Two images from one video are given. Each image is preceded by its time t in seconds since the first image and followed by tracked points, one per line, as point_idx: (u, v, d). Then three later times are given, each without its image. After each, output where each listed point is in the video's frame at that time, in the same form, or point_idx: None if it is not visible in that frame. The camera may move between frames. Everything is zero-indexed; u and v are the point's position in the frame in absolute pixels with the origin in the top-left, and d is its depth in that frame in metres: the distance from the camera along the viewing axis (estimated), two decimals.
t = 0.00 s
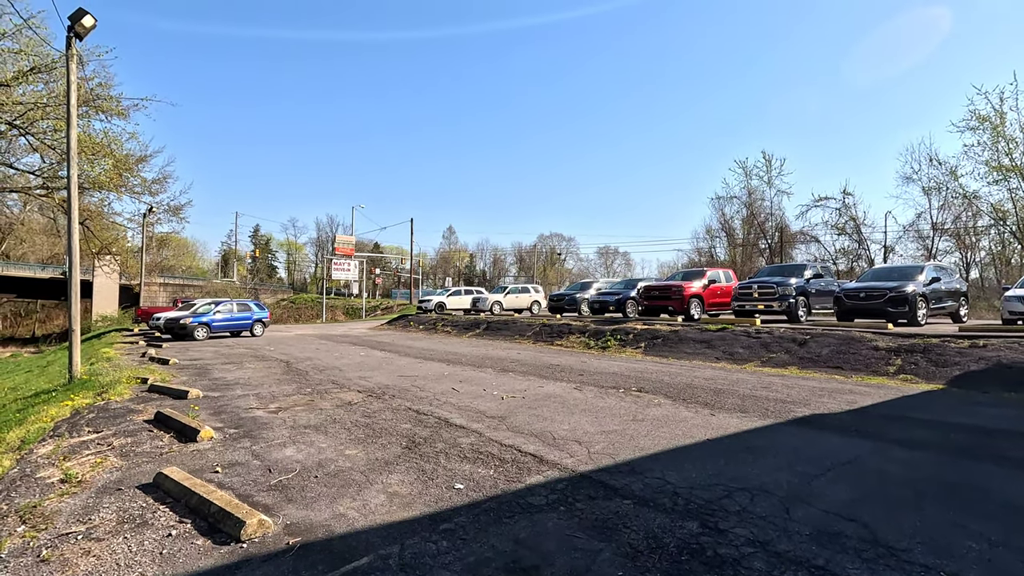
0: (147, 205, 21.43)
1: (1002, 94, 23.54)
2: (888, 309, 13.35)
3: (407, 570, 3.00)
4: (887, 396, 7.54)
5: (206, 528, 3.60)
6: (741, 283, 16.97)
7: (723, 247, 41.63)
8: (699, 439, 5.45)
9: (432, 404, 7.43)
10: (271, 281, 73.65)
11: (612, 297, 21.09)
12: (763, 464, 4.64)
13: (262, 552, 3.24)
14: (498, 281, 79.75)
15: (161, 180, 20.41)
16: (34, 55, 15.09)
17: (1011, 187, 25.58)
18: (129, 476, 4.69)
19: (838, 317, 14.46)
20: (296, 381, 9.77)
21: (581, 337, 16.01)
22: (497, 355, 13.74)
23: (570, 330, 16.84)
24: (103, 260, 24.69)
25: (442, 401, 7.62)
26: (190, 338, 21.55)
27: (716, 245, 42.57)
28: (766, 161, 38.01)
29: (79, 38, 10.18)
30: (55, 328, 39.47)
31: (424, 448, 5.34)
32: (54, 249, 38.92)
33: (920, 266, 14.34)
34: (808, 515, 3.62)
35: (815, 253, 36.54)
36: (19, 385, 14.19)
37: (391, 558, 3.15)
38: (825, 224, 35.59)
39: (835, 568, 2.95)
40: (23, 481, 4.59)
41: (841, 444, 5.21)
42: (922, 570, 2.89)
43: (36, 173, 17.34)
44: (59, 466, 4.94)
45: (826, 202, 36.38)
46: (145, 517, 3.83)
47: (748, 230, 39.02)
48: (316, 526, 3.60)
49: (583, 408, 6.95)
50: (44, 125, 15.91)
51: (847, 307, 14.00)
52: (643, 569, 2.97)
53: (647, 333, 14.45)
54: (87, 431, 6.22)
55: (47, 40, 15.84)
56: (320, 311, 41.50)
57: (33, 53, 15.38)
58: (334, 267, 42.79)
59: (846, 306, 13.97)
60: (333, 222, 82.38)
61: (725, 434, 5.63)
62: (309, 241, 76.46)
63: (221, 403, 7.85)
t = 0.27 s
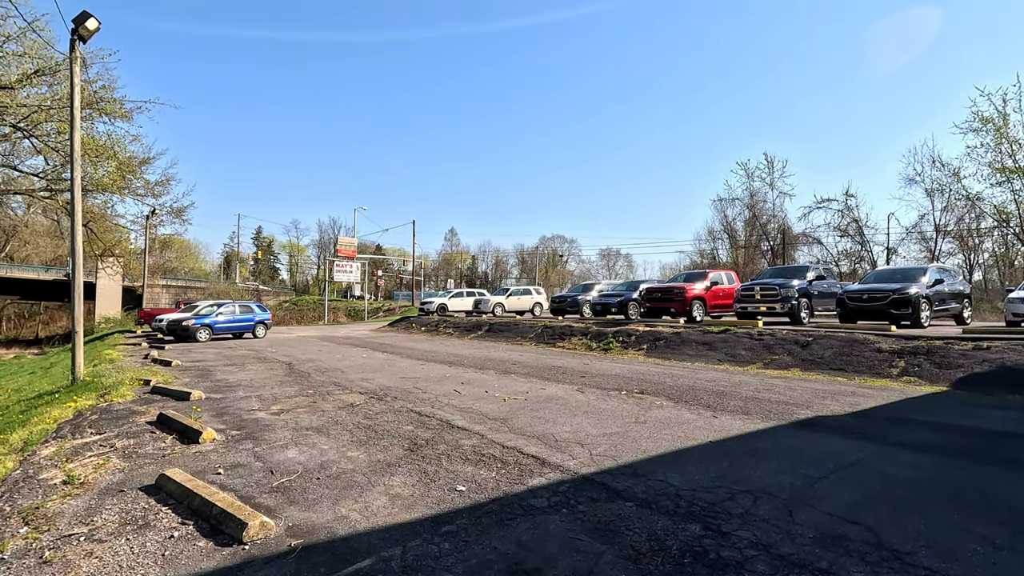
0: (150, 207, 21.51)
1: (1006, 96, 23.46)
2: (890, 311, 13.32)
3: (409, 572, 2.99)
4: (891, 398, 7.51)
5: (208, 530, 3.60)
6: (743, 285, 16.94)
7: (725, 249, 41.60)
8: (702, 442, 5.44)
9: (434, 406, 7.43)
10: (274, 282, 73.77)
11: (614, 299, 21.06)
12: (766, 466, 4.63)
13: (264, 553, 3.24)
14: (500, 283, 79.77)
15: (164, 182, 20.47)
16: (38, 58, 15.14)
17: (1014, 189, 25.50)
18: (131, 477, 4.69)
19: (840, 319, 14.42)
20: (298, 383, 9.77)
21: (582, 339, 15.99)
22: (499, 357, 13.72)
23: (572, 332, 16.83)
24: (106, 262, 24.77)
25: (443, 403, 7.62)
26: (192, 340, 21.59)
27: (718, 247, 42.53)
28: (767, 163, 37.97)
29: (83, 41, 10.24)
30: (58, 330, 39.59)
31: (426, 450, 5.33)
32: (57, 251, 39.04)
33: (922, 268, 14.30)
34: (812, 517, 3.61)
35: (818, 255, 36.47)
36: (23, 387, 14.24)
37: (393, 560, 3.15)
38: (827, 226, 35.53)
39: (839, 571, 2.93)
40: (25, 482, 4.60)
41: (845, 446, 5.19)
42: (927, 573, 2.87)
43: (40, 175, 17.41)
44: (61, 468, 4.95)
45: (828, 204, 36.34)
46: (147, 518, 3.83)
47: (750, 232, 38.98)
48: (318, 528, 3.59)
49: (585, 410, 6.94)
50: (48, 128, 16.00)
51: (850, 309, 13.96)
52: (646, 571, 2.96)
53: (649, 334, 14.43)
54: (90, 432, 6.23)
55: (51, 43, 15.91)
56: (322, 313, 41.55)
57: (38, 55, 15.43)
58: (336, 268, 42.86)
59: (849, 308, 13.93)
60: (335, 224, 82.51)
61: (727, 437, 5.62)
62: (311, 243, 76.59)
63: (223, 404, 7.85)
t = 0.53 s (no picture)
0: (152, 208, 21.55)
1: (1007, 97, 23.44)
2: (892, 312, 13.30)
3: (409, 573, 2.99)
4: (892, 400, 7.49)
5: (209, 531, 3.61)
6: (744, 286, 16.92)
7: (727, 250, 41.56)
8: (703, 443, 5.44)
9: (435, 407, 7.43)
10: (275, 283, 73.85)
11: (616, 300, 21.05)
12: (768, 468, 4.62)
13: (265, 554, 3.24)
14: (501, 284, 79.79)
15: (166, 183, 20.52)
16: (41, 59, 15.17)
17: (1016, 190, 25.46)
18: (133, 478, 4.70)
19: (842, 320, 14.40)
20: (300, 384, 9.78)
21: (584, 340, 15.99)
22: (500, 358, 13.73)
23: (574, 333, 16.83)
24: (108, 262, 24.81)
25: (445, 404, 7.62)
26: (194, 340, 21.63)
27: (719, 248, 42.51)
28: (769, 164, 37.95)
29: (85, 42, 10.26)
30: (60, 331, 39.67)
31: (427, 451, 5.33)
32: (60, 252, 39.11)
33: (924, 269, 14.28)
34: (813, 519, 3.60)
35: (819, 256, 36.44)
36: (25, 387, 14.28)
37: (394, 561, 3.15)
38: (829, 226, 35.49)
39: (839, 572, 2.93)
40: (27, 483, 4.60)
41: (847, 448, 5.18)
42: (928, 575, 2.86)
43: (42, 176, 17.46)
44: (63, 468, 4.95)
45: (830, 205, 36.30)
46: (148, 519, 3.84)
47: (751, 233, 38.94)
48: (319, 529, 3.60)
49: (586, 411, 6.94)
50: (50, 129, 16.05)
51: (852, 310, 13.94)
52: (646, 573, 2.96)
53: (650, 335, 14.42)
54: (92, 433, 6.24)
55: (54, 44, 15.95)
56: (324, 314, 41.60)
57: (40, 57, 15.46)
58: (337, 269, 42.90)
59: (851, 309, 13.91)
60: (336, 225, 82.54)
61: (729, 438, 5.61)
62: (312, 244, 76.70)
63: (225, 405, 7.87)
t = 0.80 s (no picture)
0: (151, 208, 21.52)
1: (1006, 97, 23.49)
2: (891, 312, 13.31)
3: (409, 572, 2.99)
4: (891, 400, 7.50)
5: (208, 530, 3.61)
6: (743, 286, 16.94)
7: (726, 250, 41.59)
8: (701, 443, 5.44)
9: (434, 407, 7.43)
10: (274, 283, 73.82)
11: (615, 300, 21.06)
12: (766, 467, 4.63)
13: (264, 554, 3.25)
14: (501, 284, 79.79)
15: (165, 183, 20.50)
16: (39, 59, 15.16)
17: (1015, 190, 25.52)
18: (132, 478, 4.70)
19: (841, 320, 14.41)
20: (299, 384, 9.78)
21: (583, 340, 16.00)
22: (500, 358, 13.72)
23: (573, 332, 16.84)
24: (107, 262, 24.78)
25: (444, 404, 7.62)
26: (193, 340, 21.61)
27: (718, 248, 42.55)
28: (768, 164, 38.00)
29: (84, 41, 10.25)
30: (59, 331, 39.62)
31: (426, 451, 5.33)
32: (59, 252, 39.05)
33: (923, 269, 14.29)
34: (812, 519, 3.61)
35: (818, 256, 36.48)
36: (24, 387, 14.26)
37: (393, 560, 3.15)
38: (828, 227, 35.53)
39: (838, 572, 2.93)
40: (26, 483, 4.60)
41: (845, 448, 5.19)
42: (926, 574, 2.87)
43: (41, 176, 17.44)
44: (61, 468, 4.95)
45: (829, 205, 36.36)
46: (147, 518, 3.84)
47: (750, 233, 38.98)
48: (318, 529, 3.60)
49: (585, 411, 6.94)
50: (49, 129, 16.02)
51: (850, 311, 13.96)
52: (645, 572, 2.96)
53: (649, 335, 14.43)
54: (90, 433, 6.24)
55: (53, 43, 15.93)
56: (323, 314, 41.58)
57: (39, 56, 15.45)
58: (336, 269, 42.88)
59: (849, 309, 13.93)
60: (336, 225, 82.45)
61: (728, 438, 5.61)
62: (312, 244, 76.68)
63: (224, 405, 7.86)
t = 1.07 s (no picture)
0: (141, 206, 21.32)
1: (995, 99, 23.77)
2: (881, 311, 13.44)
3: (401, 571, 2.99)
4: (880, 398, 7.58)
5: (199, 530, 3.59)
6: (735, 285, 17.03)
7: (718, 250, 41.78)
8: (693, 441, 5.48)
9: (427, 406, 7.42)
10: (267, 282, 73.37)
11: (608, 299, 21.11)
12: (757, 465, 4.67)
13: (256, 553, 3.23)
14: (494, 283, 79.77)
15: (156, 181, 20.33)
16: (27, 55, 14.98)
17: (1003, 191, 25.82)
18: (122, 477, 4.67)
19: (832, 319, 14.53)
20: (291, 383, 9.74)
21: (576, 339, 16.03)
22: (493, 357, 13.72)
23: (566, 331, 16.87)
24: (96, 261, 24.54)
25: (437, 403, 7.62)
26: (184, 339, 21.46)
27: (711, 247, 42.76)
28: (760, 164, 38.22)
29: (73, 37, 10.14)
30: (48, 329, 39.18)
31: (419, 450, 5.33)
32: (47, 250, 38.61)
33: (912, 269, 14.43)
34: (802, 516, 3.64)
35: (810, 256, 36.74)
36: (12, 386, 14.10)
37: (386, 559, 3.15)
38: (820, 226, 35.78)
39: (827, 568, 2.96)
40: (14, 483, 4.56)
41: (835, 446, 5.24)
42: (913, 570, 2.91)
43: (29, 173, 17.23)
44: (50, 468, 4.90)
45: (820, 205, 36.64)
46: (137, 519, 3.81)
47: (742, 233, 39.21)
48: (310, 528, 3.58)
49: (578, 410, 6.96)
50: (37, 125, 15.82)
51: (841, 310, 14.07)
52: (637, 570, 2.97)
53: (642, 334, 14.49)
54: (80, 433, 6.18)
55: (41, 39, 15.74)
56: (316, 313, 41.40)
57: (27, 52, 15.27)
58: (329, 268, 42.69)
59: (840, 308, 14.04)
60: (328, 224, 82.04)
61: (719, 436, 5.64)
62: (304, 242, 76.29)
63: (215, 404, 7.82)
